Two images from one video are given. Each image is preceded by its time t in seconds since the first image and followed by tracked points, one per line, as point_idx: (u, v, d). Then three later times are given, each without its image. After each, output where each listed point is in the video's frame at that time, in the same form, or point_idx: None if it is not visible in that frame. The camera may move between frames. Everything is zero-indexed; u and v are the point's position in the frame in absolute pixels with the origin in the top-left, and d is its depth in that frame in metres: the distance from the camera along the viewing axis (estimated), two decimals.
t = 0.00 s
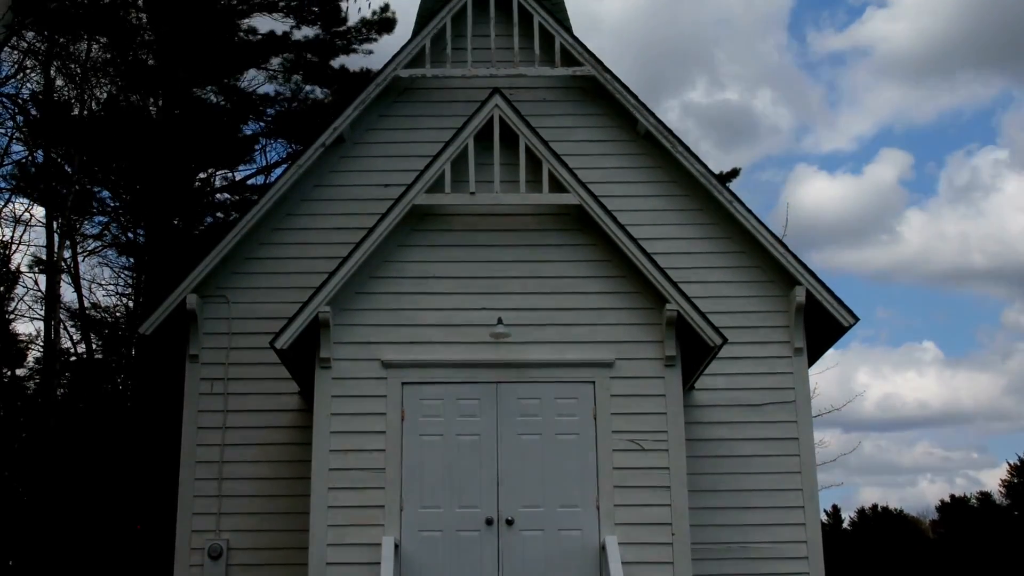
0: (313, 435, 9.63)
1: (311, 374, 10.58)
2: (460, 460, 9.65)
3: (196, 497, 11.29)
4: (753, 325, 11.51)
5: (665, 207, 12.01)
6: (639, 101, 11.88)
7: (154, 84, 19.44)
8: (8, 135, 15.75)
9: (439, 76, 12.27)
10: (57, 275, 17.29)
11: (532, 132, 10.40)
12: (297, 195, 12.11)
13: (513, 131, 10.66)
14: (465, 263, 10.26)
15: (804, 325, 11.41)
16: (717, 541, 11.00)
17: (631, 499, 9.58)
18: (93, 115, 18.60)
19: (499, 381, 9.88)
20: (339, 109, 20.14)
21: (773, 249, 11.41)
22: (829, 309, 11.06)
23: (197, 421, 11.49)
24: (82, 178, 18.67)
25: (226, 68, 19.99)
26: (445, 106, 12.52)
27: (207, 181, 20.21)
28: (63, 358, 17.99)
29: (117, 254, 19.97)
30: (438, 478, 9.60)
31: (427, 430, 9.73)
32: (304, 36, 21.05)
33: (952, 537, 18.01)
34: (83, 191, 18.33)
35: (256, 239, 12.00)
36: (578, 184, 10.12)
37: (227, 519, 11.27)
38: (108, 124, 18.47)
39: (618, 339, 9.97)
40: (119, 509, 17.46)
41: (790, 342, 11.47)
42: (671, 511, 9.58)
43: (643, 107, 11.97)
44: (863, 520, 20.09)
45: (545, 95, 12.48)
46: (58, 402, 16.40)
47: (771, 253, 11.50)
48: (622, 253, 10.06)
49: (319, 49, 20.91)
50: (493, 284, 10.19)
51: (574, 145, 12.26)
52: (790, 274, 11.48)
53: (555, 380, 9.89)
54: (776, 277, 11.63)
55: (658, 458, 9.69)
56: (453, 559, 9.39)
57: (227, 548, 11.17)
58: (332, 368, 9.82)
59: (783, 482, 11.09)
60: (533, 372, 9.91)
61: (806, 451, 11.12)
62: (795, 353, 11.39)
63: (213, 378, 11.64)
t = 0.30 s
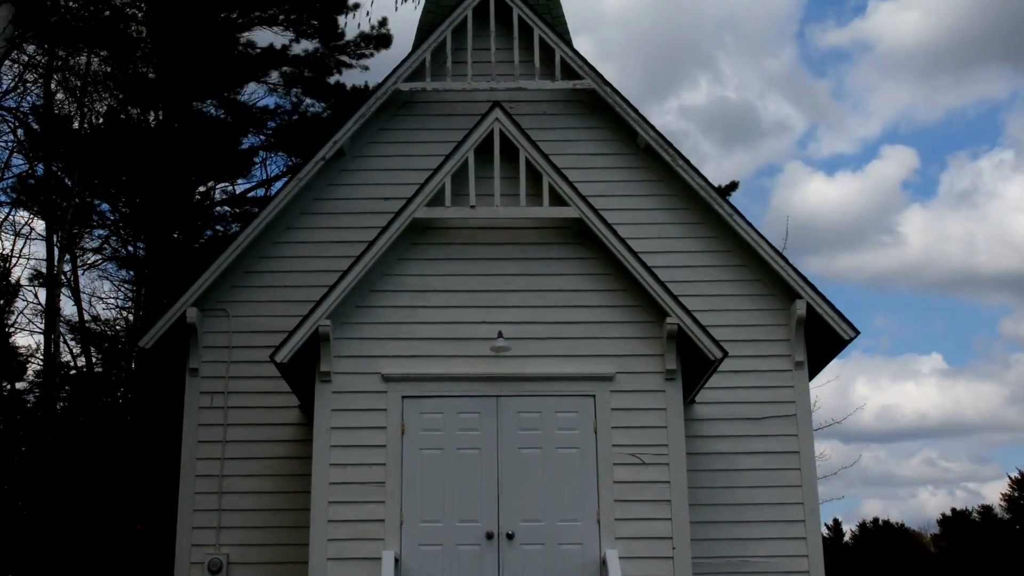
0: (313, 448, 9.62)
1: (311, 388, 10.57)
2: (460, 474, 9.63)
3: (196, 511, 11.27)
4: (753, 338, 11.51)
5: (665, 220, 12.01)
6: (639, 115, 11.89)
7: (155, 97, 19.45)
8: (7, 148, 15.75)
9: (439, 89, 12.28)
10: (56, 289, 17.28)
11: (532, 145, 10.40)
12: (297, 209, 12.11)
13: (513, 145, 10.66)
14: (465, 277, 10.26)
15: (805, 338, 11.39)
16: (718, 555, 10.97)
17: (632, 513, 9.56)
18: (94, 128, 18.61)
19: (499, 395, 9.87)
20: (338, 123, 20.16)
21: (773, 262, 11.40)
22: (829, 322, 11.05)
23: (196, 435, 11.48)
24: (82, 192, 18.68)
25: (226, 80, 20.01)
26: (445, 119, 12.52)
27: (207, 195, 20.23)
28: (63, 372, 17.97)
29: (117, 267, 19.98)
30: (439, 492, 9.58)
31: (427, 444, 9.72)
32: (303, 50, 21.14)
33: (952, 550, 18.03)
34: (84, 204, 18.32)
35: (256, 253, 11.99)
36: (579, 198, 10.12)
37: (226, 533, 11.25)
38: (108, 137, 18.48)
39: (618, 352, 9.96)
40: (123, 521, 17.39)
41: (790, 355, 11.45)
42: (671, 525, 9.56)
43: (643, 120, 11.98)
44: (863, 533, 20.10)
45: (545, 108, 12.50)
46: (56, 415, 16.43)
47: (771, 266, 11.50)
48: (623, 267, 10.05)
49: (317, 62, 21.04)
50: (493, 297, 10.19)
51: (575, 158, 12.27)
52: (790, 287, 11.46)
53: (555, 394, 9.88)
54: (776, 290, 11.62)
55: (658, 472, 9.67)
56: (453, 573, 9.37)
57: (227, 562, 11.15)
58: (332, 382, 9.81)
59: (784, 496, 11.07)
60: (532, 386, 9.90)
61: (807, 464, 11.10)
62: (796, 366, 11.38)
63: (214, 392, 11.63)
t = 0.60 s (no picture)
0: (313, 462, 9.60)
1: (311, 401, 10.55)
2: (461, 488, 9.61)
3: (196, 524, 11.25)
4: (754, 351, 11.50)
5: (665, 233, 12.01)
6: (639, 127, 11.88)
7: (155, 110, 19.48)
8: (8, 160, 15.74)
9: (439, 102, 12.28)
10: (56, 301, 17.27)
11: (532, 158, 10.40)
12: (297, 222, 12.11)
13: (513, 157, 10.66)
14: (465, 290, 10.25)
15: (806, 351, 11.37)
16: (719, 569, 10.95)
17: (632, 526, 9.54)
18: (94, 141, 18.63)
19: (499, 408, 9.86)
20: (339, 136, 20.22)
21: (774, 275, 11.39)
22: (829, 334, 11.04)
23: (196, 448, 11.46)
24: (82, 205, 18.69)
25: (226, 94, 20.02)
26: (444, 132, 12.53)
27: (207, 208, 20.27)
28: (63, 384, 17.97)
29: (117, 280, 19.97)
30: (439, 505, 9.56)
31: (427, 457, 9.71)
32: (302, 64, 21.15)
33: (953, 564, 18.02)
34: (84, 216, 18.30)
35: (256, 266, 11.99)
36: (579, 211, 10.12)
37: (226, 546, 11.23)
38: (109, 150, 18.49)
39: (619, 365, 9.95)
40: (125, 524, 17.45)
41: (791, 368, 11.44)
42: (672, 538, 9.54)
43: (643, 133, 11.98)
44: (863, 547, 20.10)
45: (545, 121, 12.50)
46: (57, 427, 16.40)
47: (772, 279, 11.49)
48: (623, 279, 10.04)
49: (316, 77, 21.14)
50: (493, 311, 10.18)
51: (574, 171, 12.27)
52: (790, 300, 11.45)
53: (555, 407, 9.86)
54: (776, 303, 11.61)
55: (659, 485, 9.65)
56: None
57: None
58: (332, 395, 9.80)
59: (785, 510, 11.05)
60: (532, 399, 9.89)
61: (808, 477, 11.08)
62: (796, 379, 11.37)
63: (214, 405, 11.62)
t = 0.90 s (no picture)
0: (313, 475, 9.59)
1: (311, 415, 10.54)
2: (461, 501, 9.60)
3: (196, 538, 11.23)
4: (755, 364, 11.48)
5: (665, 246, 12.00)
6: (639, 140, 11.89)
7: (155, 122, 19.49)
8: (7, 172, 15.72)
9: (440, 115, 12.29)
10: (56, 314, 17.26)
11: (532, 171, 10.40)
12: (297, 234, 12.10)
13: (513, 171, 10.67)
14: (465, 303, 10.25)
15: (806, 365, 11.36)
16: None
17: (633, 540, 9.52)
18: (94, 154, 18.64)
19: (499, 421, 9.85)
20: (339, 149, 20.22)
21: (774, 289, 11.38)
22: (830, 347, 11.03)
23: (196, 461, 11.45)
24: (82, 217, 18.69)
25: (226, 106, 20.04)
26: (445, 145, 12.53)
27: (207, 221, 20.28)
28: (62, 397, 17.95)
29: (117, 292, 19.93)
30: (439, 519, 9.54)
31: (428, 471, 9.69)
32: (303, 76, 21.18)
33: None
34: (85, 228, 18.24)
35: (256, 279, 11.98)
36: (579, 224, 10.12)
37: (226, 559, 11.21)
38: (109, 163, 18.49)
39: (619, 379, 9.94)
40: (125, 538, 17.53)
41: (791, 381, 11.42)
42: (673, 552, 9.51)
43: (643, 146, 11.98)
44: (865, 561, 20.06)
45: (545, 134, 12.51)
46: (57, 440, 16.35)
47: (772, 292, 11.49)
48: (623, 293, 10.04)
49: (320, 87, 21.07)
50: (493, 324, 10.18)
51: (574, 184, 12.27)
52: (790, 313, 11.43)
53: (555, 421, 9.85)
54: (777, 316, 11.60)
55: (660, 499, 9.64)
56: None
57: None
58: (333, 408, 9.79)
59: (785, 523, 11.03)
60: (532, 413, 9.88)
61: (808, 491, 11.06)
62: (797, 393, 11.35)
63: (214, 418, 11.60)
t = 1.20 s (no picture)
0: (313, 488, 9.58)
1: (311, 429, 10.52)
2: (461, 516, 9.58)
3: (195, 552, 11.21)
4: (755, 378, 11.47)
5: (665, 259, 12.00)
6: (640, 154, 11.88)
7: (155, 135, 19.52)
8: (7, 185, 15.70)
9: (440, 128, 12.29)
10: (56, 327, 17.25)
11: (533, 184, 10.40)
12: (297, 247, 12.09)
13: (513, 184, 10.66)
14: (465, 316, 10.24)
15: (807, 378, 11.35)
16: None
17: (634, 554, 9.49)
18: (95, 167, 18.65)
19: (499, 435, 9.84)
20: (340, 162, 20.24)
21: (774, 302, 11.37)
22: (830, 361, 11.02)
23: (196, 475, 11.42)
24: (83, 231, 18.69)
25: (227, 119, 20.07)
26: (445, 158, 12.54)
27: (207, 234, 20.29)
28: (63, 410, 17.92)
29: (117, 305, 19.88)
30: (439, 533, 9.52)
31: (428, 484, 9.68)
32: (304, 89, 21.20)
33: None
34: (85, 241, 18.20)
35: (256, 292, 11.97)
36: (579, 237, 10.12)
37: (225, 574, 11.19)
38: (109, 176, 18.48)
39: (620, 392, 9.92)
40: (125, 550, 17.49)
41: (792, 395, 11.41)
42: (674, 566, 9.49)
43: (643, 159, 11.97)
44: None
45: (544, 147, 12.52)
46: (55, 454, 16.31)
47: (772, 306, 11.48)
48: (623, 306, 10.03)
49: (321, 100, 21.11)
50: (493, 337, 10.17)
51: (574, 197, 12.27)
52: (790, 327, 11.42)
53: (556, 435, 9.83)
54: (777, 330, 11.59)
55: (661, 513, 9.61)
56: None
57: None
58: (333, 422, 9.78)
59: (786, 538, 11.00)
60: (533, 426, 9.86)
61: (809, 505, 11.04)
62: (798, 406, 11.34)
63: (214, 432, 11.58)
